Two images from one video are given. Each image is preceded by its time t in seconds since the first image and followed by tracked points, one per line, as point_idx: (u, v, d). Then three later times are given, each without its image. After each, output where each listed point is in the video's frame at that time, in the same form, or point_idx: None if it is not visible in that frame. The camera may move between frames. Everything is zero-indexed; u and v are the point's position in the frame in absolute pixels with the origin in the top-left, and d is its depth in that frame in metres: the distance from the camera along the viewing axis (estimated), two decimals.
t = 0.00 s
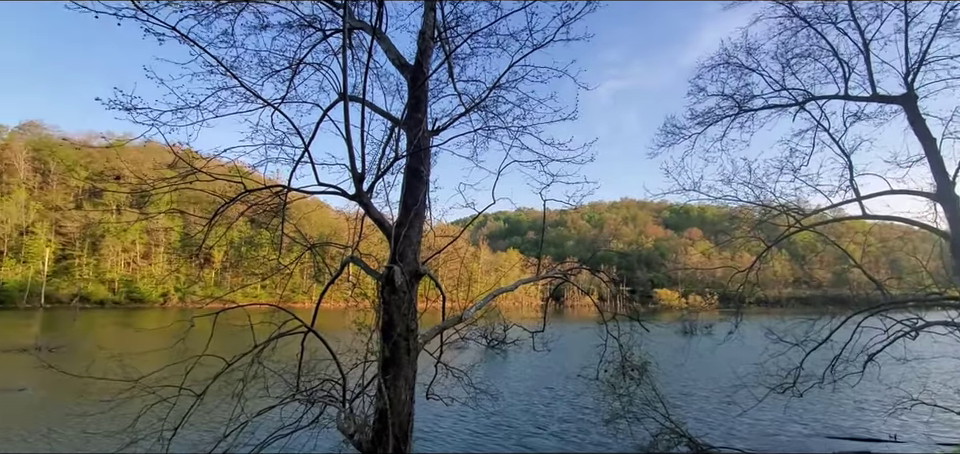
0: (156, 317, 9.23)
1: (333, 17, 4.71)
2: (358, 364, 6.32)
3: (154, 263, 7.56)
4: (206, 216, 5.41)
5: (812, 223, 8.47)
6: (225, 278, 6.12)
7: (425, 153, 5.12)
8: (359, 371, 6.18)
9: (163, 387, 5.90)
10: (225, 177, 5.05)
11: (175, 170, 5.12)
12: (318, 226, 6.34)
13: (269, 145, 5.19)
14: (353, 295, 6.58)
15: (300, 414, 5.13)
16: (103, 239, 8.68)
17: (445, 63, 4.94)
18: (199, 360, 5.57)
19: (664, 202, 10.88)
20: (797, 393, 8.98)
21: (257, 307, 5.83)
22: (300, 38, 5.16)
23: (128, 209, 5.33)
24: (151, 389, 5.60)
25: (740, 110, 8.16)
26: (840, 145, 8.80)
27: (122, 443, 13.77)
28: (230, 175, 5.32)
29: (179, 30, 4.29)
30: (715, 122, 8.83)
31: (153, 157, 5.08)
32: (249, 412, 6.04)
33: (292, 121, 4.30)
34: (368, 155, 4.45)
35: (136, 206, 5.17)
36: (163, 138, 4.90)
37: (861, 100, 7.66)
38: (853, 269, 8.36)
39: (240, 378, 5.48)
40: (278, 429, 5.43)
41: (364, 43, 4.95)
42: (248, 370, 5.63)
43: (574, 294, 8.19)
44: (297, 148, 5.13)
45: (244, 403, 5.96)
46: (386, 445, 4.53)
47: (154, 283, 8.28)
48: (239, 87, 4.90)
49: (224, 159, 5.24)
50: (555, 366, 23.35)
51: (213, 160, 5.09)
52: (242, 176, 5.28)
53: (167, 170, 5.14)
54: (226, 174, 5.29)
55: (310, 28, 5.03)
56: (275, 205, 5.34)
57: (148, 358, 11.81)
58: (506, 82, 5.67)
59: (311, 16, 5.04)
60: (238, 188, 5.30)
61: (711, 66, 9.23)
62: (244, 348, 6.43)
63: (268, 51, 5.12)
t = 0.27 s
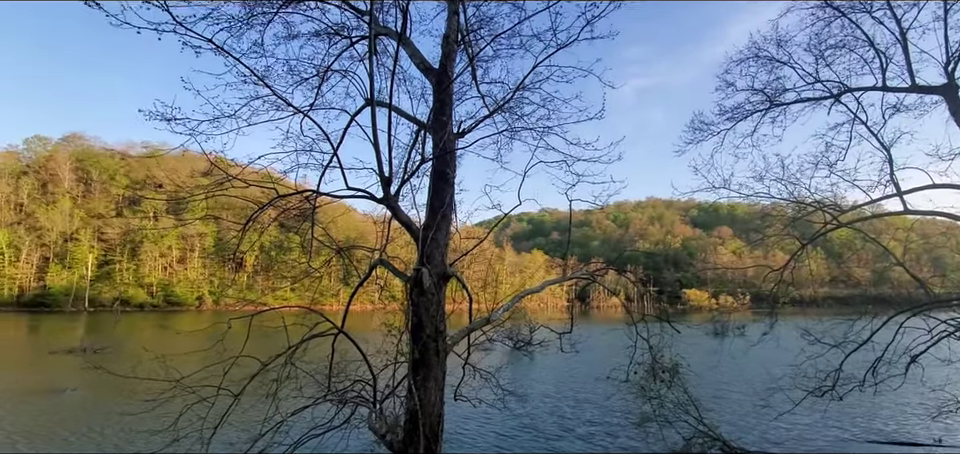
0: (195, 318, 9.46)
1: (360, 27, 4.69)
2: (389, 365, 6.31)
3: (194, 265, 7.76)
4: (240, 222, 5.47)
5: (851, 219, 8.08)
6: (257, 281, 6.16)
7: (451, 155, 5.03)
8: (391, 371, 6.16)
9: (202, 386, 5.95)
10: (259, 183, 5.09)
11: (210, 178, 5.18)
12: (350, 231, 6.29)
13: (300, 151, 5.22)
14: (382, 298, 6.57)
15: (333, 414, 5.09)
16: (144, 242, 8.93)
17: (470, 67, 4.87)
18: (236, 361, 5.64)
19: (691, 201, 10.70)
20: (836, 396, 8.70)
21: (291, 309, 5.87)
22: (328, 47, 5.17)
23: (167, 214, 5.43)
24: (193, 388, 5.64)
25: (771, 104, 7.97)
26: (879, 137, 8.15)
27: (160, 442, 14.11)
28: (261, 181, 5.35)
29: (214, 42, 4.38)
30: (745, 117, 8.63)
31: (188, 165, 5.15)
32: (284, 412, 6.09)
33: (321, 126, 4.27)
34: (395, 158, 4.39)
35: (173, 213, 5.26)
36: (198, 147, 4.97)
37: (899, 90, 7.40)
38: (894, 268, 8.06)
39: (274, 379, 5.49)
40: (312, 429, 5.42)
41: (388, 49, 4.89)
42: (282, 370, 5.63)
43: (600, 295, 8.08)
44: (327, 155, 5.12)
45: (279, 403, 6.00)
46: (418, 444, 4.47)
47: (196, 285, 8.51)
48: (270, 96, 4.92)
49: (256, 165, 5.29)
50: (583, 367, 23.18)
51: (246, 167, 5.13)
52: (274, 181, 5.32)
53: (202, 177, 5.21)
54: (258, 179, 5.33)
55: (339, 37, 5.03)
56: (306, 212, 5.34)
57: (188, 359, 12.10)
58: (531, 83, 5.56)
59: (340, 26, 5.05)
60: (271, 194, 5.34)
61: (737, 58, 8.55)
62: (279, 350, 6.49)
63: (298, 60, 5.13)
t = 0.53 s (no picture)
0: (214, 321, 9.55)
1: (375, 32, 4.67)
2: (407, 367, 6.28)
3: (212, 268, 7.82)
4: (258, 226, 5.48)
5: (872, 216, 7.89)
6: (274, 285, 6.17)
7: (466, 158, 4.97)
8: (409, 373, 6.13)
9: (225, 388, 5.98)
10: (275, 187, 5.10)
11: (227, 182, 5.20)
12: (366, 234, 6.33)
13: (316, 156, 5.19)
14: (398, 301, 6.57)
15: (353, 415, 5.08)
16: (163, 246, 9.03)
17: (485, 69, 4.83)
18: (257, 363, 5.67)
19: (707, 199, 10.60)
20: (860, 396, 8.53)
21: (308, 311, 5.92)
22: (342, 53, 5.15)
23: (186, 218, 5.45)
24: (216, 390, 5.66)
25: (789, 99, 7.86)
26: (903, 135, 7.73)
27: (181, 443, 14.26)
28: (277, 185, 5.36)
29: (234, 50, 4.37)
30: (761, 114, 8.52)
31: (206, 170, 5.17)
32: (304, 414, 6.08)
33: (338, 130, 4.25)
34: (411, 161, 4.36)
35: (191, 217, 5.28)
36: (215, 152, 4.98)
37: (919, 84, 7.28)
38: (917, 264, 7.94)
39: (294, 381, 5.50)
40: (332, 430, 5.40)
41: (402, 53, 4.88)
42: (302, 372, 5.63)
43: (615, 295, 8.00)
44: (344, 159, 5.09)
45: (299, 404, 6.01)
46: (437, 445, 4.42)
47: (215, 288, 8.57)
48: (287, 102, 4.91)
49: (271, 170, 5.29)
50: (599, 368, 23.05)
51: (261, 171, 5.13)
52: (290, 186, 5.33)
53: (220, 182, 5.23)
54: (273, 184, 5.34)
55: (354, 43, 5.02)
56: (323, 215, 5.38)
57: (207, 361, 12.22)
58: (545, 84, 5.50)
59: (354, 31, 5.03)
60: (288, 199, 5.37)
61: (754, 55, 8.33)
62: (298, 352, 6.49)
63: (313, 65, 5.11)
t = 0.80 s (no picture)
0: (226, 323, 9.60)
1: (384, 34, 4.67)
2: (418, 367, 6.26)
3: (223, 271, 7.86)
4: (269, 229, 5.49)
5: (885, 213, 7.81)
6: (284, 287, 6.16)
7: (476, 159, 4.91)
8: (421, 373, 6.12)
9: (239, 390, 6.00)
10: (285, 190, 5.10)
11: (238, 185, 5.21)
12: (375, 235, 6.34)
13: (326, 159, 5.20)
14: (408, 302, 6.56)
15: (365, 416, 5.07)
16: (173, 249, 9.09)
17: (493, 70, 4.80)
18: (270, 365, 5.69)
19: (716, 197, 10.53)
20: (875, 395, 8.42)
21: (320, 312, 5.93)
22: (351, 56, 5.16)
23: (197, 221, 5.46)
24: (230, 392, 5.68)
25: (799, 96, 7.78)
26: (914, 128, 7.71)
27: (193, 444, 14.36)
28: (286, 188, 5.34)
29: (247, 54, 4.39)
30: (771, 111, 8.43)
31: (215, 174, 5.16)
32: (316, 414, 6.07)
33: (348, 132, 4.24)
34: (420, 162, 4.33)
35: (203, 220, 5.30)
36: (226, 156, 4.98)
37: (932, 78, 7.17)
38: (931, 262, 7.83)
39: (306, 382, 5.50)
40: (345, 431, 5.39)
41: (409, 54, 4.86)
42: (314, 373, 5.64)
43: (625, 294, 7.94)
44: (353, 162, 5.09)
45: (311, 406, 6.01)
46: (450, 446, 4.37)
47: (225, 291, 8.61)
48: (297, 105, 4.91)
49: (280, 173, 5.30)
50: (609, 368, 22.96)
51: (270, 174, 5.13)
52: (299, 189, 5.31)
53: (230, 185, 5.24)
54: (282, 186, 5.33)
55: (362, 45, 5.02)
56: (332, 217, 5.39)
57: (218, 363, 12.29)
58: (555, 83, 5.43)
59: (363, 34, 5.03)
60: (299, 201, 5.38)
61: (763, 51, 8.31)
62: (311, 353, 6.49)
63: (322, 68, 5.11)
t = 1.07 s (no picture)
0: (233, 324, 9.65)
1: (389, 36, 4.69)
2: (427, 368, 6.24)
3: (231, 273, 7.91)
4: (276, 231, 5.51)
5: (894, 210, 7.75)
6: (291, 288, 6.17)
7: (482, 159, 4.90)
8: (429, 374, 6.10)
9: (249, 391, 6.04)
10: (293, 192, 5.11)
11: (245, 188, 5.24)
12: (382, 236, 6.34)
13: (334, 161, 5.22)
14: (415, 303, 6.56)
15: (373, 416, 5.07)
16: (181, 251, 9.16)
17: (499, 71, 4.79)
18: (278, 366, 5.70)
19: (723, 197, 10.49)
20: (886, 395, 8.34)
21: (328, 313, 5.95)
22: (357, 58, 5.18)
23: (205, 224, 5.50)
24: (240, 393, 5.69)
25: (807, 93, 7.73)
26: (923, 125, 7.65)
27: (203, 445, 14.46)
28: (293, 190, 5.35)
29: (256, 59, 4.44)
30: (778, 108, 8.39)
31: (222, 176, 5.19)
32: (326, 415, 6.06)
33: (355, 134, 4.26)
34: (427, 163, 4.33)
35: (211, 222, 5.33)
36: (233, 159, 5.01)
37: (942, 75, 7.11)
38: (942, 259, 7.76)
39: (314, 382, 5.50)
40: (354, 431, 5.38)
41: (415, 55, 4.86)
42: (322, 373, 5.64)
43: (632, 294, 7.91)
44: (360, 163, 5.11)
45: (320, 406, 6.01)
46: (459, 446, 4.34)
47: (233, 293, 8.66)
48: (304, 108, 4.94)
49: (287, 175, 5.31)
50: (617, 368, 22.90)
51: (276, 176, 5.14)
52: (306, 190, 5.32)
53: (237, 188, 5.27)
54: (289, 188, 5.34)
55: (368, 48, 5.04)
56: (339, 218, 5.41)
57: (227, 364, 12.38)
58: (561, 83, 5.41)
59: (369, 36, 5.05)
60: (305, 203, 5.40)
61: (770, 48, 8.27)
62: (319, 354, 6.49)
63: (329, 71, 5.14)
